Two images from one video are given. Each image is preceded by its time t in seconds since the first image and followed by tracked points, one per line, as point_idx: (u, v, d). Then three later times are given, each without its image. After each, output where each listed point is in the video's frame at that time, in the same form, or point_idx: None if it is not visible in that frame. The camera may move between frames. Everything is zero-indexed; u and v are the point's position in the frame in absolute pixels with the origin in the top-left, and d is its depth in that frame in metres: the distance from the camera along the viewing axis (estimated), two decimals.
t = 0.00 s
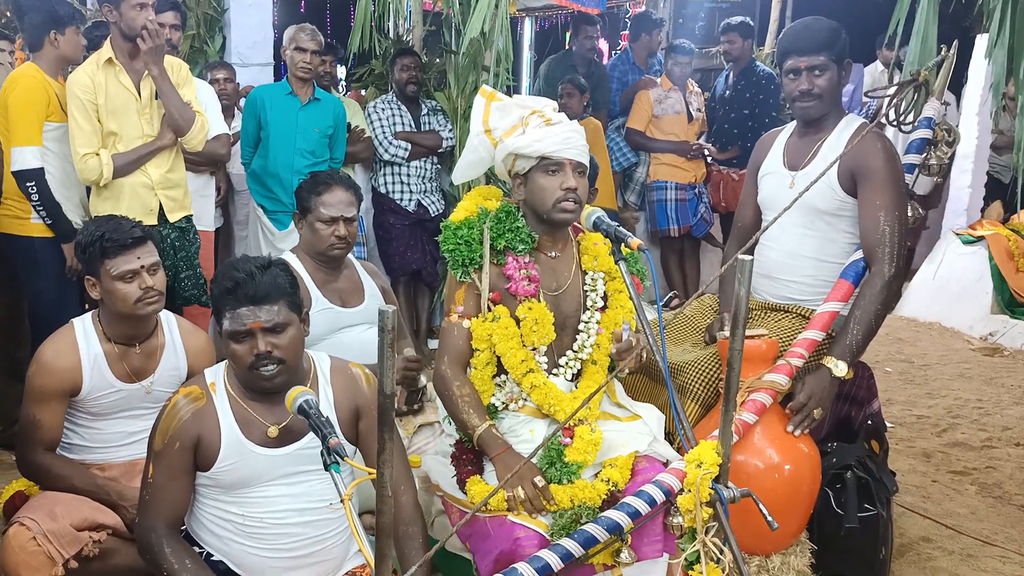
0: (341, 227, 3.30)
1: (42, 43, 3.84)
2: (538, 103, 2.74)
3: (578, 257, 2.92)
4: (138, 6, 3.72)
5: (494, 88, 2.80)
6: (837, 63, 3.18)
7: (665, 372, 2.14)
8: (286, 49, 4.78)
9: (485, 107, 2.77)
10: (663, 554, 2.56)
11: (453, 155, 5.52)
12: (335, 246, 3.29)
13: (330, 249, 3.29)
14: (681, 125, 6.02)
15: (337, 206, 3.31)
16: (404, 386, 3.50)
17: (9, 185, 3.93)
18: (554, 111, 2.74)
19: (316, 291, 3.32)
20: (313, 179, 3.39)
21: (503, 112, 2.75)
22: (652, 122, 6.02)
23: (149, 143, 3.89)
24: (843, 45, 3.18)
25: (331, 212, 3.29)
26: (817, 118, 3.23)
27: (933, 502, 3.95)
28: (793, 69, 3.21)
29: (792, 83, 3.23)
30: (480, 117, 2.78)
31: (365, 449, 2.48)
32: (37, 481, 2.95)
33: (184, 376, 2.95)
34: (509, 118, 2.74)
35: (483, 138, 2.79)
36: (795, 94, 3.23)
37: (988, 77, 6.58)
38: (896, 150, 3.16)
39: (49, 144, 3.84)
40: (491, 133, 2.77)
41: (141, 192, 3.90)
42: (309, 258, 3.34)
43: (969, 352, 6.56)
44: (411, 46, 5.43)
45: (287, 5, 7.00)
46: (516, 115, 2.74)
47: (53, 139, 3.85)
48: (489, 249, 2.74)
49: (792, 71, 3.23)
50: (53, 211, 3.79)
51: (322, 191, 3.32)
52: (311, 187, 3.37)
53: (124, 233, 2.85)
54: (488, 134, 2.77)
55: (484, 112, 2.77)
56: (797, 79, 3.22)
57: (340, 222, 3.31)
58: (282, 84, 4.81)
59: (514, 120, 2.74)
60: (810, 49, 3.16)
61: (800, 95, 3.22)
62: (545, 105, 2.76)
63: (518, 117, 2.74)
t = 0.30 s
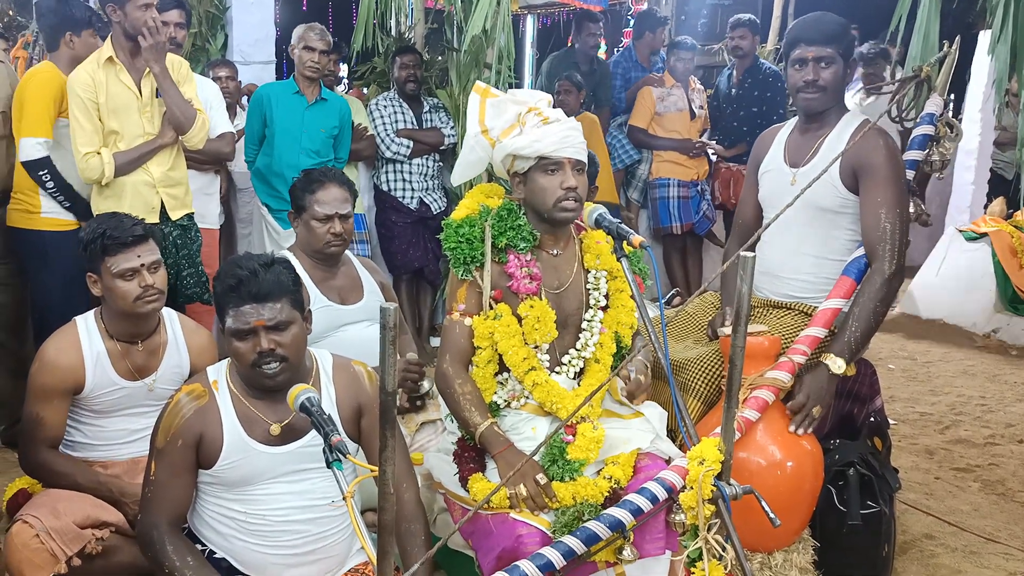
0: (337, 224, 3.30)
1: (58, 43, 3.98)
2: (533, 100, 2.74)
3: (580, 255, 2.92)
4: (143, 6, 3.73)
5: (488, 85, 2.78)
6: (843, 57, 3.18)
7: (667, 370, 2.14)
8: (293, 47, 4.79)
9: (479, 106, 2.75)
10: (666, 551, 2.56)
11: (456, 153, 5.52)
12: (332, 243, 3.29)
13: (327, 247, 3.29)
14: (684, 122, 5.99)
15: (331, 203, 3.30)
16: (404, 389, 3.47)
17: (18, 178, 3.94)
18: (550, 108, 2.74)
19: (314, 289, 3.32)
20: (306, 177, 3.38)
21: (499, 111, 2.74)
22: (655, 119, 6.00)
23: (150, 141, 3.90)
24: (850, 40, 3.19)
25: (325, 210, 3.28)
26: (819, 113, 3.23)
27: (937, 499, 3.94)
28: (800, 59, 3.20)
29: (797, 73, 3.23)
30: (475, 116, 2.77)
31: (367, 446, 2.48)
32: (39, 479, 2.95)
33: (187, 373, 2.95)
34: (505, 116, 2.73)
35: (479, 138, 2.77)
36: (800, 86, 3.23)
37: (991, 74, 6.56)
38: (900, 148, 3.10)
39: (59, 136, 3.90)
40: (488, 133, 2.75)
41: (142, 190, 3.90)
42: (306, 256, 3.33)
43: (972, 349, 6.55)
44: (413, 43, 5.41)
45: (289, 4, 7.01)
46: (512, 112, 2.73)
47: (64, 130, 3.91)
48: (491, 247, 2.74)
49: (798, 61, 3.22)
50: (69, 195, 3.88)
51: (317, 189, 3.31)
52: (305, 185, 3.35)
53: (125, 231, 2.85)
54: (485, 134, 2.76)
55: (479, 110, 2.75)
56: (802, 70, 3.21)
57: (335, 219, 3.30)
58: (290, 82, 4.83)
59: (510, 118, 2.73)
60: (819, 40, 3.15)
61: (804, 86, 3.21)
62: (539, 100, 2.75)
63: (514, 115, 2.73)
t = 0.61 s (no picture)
0: (335, 222, 3.30)
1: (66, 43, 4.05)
2: (529, 95, 2.72)
3: (582, 253, 2.91)
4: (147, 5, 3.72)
5: (484, 78, 2.77)
6: (849, 55, 3.18)
7: (669, 367, 2.14)
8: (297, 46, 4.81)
9: (477, 101, 2.75)
10: (669, 548, 2.56)
11: (458, 150, 5.53)
12: (331, 241, 3.29)
13: (326, 245, 3.29)
14: (686, 119, 5.99)
15: (329, 201, 3.30)
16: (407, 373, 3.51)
17: (34, 171, 3.92)
18: (548, 105, 2.72)
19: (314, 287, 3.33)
20: (302, 176, 3.38)
21: (497, 106, 2.74)
22: (658, 116, 5.99)
23: (152, 139, 3.90)
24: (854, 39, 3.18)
25: (323, 208, 3.28)
26: (825, 111, 3.22)
27: (940, 496, 3.93)
28: (805, 59, 3.20)
29: (802, 73, 3.22)
30: (473, 117, 2.76)
31: (370, 445, 2.48)
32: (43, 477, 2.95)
33: (190, 371, 2.96)
34: (503, 114, 2.72)
35: (477, 138, 2.76)
36: (805, 85, 3.22)
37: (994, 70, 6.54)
38: (905, 144, 3.07)
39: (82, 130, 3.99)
40: (487, 134, 2.74)
41: (145, 188, 3.90)
42: (306, 254, 3.34)
43: (975, 345, 6.54)
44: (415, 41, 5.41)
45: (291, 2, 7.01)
46: (510, 110, 2.72)
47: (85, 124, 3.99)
48: (493, 245, 2.74)
49: (803, 61, 3.21)
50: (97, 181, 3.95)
51: (314, 187, 3.31)
52: (302, 184, 3.36)
53: (131, 228, 2.87)
54: (483, 134, 2.74)
55: (477, 108, 2.75)
56: (807, 70, 3.20)
57: (333, 217, 3.30)
58: (293, 81, 4.83)
59: (508, 119, 2.71)
60: (823, 39, 3.15)
61: (810, 84, 3.20)
62: (536, 93, 2.72)
63: (512, 113, 2.71)
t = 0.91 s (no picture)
0: (338, 222, 3.29)
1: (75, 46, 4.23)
2: (533, 90, 2.73)
3: (586, 251, 2.91)
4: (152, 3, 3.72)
5: (487, 70, 2.74)
6: (853, 55, 3.17)
7: (674, 365, 2.14)
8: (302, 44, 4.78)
9: (480, 96, 2.72)
10: (673, 546, 2.56)
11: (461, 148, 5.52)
12: (334, 241, 3.28)
13: (329, 245, 3.29)
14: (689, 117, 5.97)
15: (330, 201, 3.30)
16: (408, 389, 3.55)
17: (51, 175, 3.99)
18: (552, 104, 2.69)
19: (317, 286, 3.33)
20: (303, 176, 3.37)
21: (500, 101, 2.72)
22: (662, 114, 5.98)
23: (155, 138, 3.90)
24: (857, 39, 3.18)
25: (326, 208, 3.27)
26: (831, 110, 3.21)
27: (945, 495, 3.93)
28: (809, 62, 3.18)
29: (807, 75, 3.21)
30: (476, 115, 2.74)
31: (374, 443, 2.48)
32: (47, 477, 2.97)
33: (195, 369, 2.96)
34: (507, 112, 2.71)
35: (480, 138, 2.76)
36: (811, 87, 3.21)
37: (1000, 68, 6.50)
38: (910, 142, 3.08)
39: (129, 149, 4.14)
40: (490, 134, 2.74)
41: (148, 187, 3.91)
42: (309, 254, 3.34)
43: (979, 344, 6.53)
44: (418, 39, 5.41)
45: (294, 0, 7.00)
46: (514, 109, 2.71)
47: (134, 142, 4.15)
48: (496, 243, 2.73)
49: (808, 64, 3.20)
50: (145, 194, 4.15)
51: (315, 188, 3.30)
52: (302, 185, 3.34)
53: (135, 227, 2.88)
54: (486, 134, 2.74)
55: (480, 108, 2.73)
56: (813, 72, 3.19)
57: (336, 217, 3.29)
58: (299, 80, 4.83)
59: (511, 117, 2.71)
60: (826, 42, 3.13)
61: (816, 87, 3.19)
62: (539, 85, 2.74)
63: (515, 112, 2.71)
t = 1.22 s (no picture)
0: (344, 222, 3.29)
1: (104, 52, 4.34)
2: (543, 89, 2.69)
3: (591, 250, 2.90)
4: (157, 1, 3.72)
5: (496, 64, 2.69)
6: (857, 53, 3.16)
7: (680, 365, 2.14)
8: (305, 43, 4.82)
9: (490, 93, 2.69)
10: (678, 546, 2.56)
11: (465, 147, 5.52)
12: (340, 241, 3.29)
13: (335, 244, 3.29)
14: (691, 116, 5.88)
15: (337, 202, 3.29)
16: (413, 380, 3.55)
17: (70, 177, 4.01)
18: (560, 105, 2.69)
19: (322, 286, 3.34)
20: (309, 176, 3.37)
21: (508, 101, 2.69)
22: (666, 113, 5.96)
23: (158, 137, 3.90)
24: (861, 36, 3.17)
25: (332, 208, 3.27)
26: (837, 108, 3.20)
27: (950, 495, 3.92)
28: (813, 61, 3.18)
29: (812, 74, 3.20)
30: (484, 114, 2.71)
31: (380, 443, 2.48)
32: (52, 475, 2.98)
33: (199, 368, 2.96)
34: (514, 113, 2.69)
35: (488, 139, 2.73)
36: (816, 86, 3.21)
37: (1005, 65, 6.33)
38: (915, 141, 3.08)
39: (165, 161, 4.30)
40: (497, 135, 2.72)
41: (152, 186, 3.91)
42: (314, 253, 3.34)
43: (984, 343, 6.51)
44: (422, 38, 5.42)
45: None
46: (521, 110, 2.69)
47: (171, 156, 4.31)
48: (501, 242, 2.74)
49: (812, 63, 3.19)
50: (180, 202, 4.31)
51: (322, 187, 3.30)
52: (308, 184, 3.35)
53: (132, 226, 2.86)
54: (494, 135, 2.72)
55: (489, 109, 2.71)
56: (817, 70, 3.18)
57: (342, 217, 3.29)
58: (301, 78, 4.82)
59: (518, 117, 2.69)
60: (832, 39, 3.12)
61: (820, 86, 3.19)
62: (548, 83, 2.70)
63: (523, 112, 2.69)
